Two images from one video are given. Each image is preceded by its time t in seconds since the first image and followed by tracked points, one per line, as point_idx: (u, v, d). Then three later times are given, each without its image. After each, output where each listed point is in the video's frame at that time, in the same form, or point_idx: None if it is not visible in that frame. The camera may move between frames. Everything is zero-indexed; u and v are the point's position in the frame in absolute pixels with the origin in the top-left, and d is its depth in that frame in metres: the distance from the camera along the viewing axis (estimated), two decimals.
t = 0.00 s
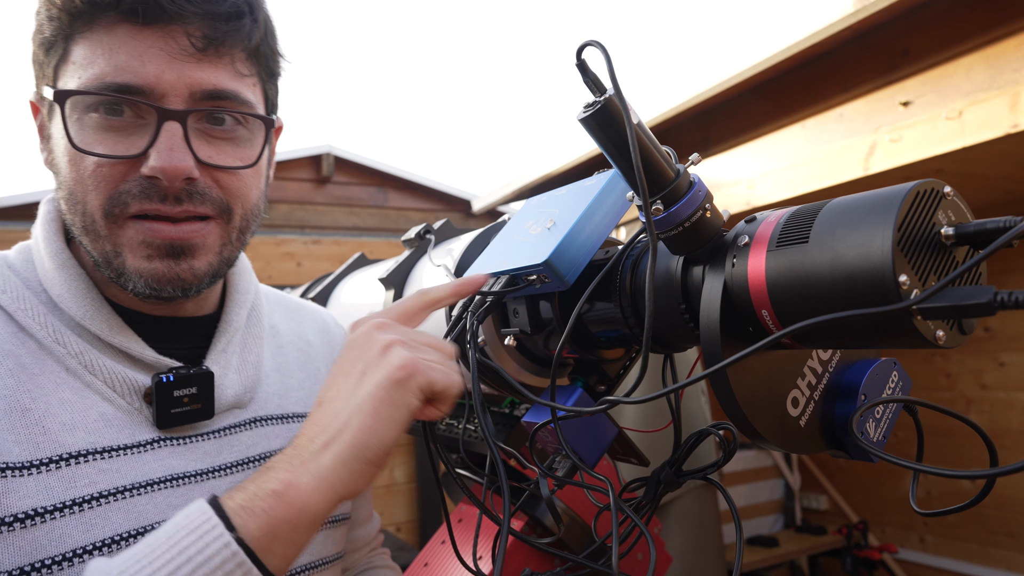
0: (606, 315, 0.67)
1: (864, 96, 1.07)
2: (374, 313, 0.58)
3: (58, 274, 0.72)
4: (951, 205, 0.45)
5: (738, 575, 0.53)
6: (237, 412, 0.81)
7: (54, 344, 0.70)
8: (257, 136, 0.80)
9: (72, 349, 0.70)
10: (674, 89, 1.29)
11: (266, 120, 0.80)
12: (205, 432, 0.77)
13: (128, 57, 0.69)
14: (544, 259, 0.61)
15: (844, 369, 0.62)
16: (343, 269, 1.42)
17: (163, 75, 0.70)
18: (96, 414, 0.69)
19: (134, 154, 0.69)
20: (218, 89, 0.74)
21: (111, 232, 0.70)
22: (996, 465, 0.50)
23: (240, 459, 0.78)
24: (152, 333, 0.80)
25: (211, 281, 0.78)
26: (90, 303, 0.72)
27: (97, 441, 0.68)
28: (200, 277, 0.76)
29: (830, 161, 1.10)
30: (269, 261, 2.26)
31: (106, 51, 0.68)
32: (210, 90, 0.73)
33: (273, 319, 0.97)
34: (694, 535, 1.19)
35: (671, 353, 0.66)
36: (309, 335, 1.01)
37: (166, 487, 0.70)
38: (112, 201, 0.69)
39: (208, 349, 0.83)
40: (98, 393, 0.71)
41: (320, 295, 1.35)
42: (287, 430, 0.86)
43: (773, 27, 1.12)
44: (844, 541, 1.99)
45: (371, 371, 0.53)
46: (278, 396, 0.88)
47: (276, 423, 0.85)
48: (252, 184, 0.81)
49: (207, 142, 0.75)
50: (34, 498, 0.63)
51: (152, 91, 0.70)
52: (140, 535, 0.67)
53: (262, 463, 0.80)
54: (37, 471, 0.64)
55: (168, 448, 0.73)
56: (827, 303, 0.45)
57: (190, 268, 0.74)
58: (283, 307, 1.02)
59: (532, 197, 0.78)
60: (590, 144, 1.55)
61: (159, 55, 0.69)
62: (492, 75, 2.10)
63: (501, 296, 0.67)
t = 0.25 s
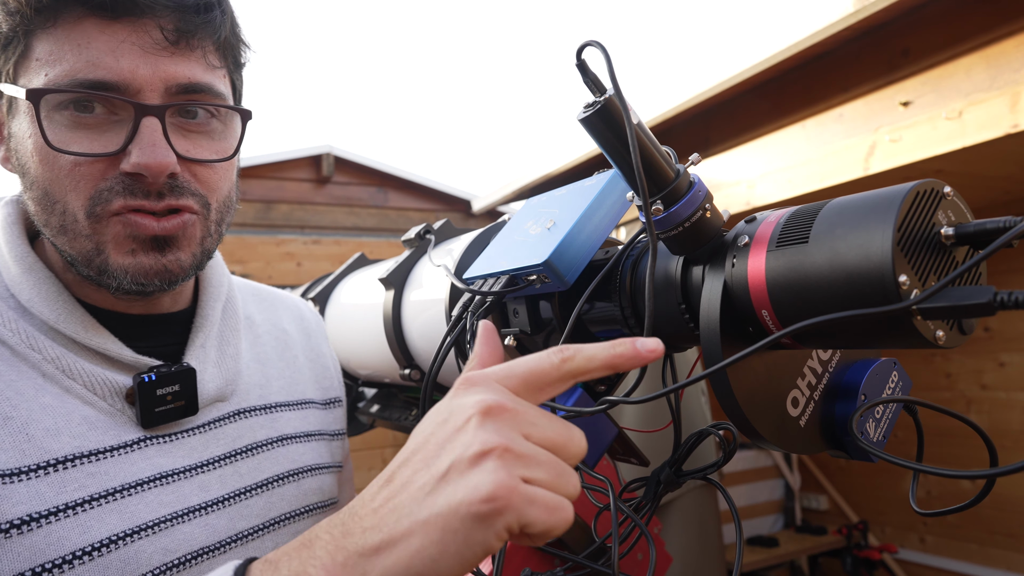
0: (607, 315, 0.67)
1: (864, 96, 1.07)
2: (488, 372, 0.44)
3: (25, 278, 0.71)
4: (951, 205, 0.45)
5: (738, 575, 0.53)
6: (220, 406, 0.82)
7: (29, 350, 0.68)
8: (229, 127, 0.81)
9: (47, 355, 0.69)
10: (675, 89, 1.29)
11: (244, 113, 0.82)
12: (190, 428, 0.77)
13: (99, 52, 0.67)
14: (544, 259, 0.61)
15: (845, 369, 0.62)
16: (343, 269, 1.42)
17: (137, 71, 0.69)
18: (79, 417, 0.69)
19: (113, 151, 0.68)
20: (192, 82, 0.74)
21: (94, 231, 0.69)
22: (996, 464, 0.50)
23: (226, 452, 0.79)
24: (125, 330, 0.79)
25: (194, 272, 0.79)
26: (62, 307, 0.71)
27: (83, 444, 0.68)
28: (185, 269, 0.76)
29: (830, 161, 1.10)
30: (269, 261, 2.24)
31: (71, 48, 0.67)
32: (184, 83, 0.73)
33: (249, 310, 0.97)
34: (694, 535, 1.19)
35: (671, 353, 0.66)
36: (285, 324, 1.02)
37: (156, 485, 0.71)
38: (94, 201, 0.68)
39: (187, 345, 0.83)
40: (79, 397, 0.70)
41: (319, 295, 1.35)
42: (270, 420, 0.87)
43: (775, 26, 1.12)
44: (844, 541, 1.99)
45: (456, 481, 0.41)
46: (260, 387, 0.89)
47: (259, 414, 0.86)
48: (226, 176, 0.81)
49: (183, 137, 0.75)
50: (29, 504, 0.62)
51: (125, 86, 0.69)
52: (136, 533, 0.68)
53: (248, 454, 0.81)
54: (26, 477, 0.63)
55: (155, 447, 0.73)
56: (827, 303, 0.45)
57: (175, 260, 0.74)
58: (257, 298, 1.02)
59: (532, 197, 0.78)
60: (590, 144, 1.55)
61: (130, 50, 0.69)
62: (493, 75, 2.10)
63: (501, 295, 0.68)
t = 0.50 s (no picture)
0: (607, 314, 0.67)
1: (864, 96, 1.07)
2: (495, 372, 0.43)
3: None
4: (951, 205, 0.45)
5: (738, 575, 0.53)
6: (205, 404, 0.81)
7: (6, 357, 0.66)
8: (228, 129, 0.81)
9: (27, 360, 0.66)
10: (675, 89, 1.29)
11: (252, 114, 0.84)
12: (176, 428, 0.77)
13: (133, 64, 0.65)
14: (544, 259, 0.61)
15: (844, 368, 0.62)
16: (343, 269, 1.42)
17: (174, 82, 0.68)
18: (62, 421, 0.67)
19: (153, 163, 0.67)
20: (218, 89, 0.74)
21: (126, 241, 0.69)
22: (997, 464, 0.50)
23: (213, 450, 0.79)
24: (106, 333, 0.77)
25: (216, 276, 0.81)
26: (39, 309, 0.69)
27: (68, 450, 0.66)
28: (211, 273, 0.79)
29: (830, 161, 1.10)
30: (269, 261, 2.26)
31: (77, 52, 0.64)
32: (212, 91, 0.73)
33: (228, 306, 0.97)
34: (694, 535, 1.19)
35: (671, 353, 0.66)
36: (265, 318, 1.01)
37: (145, 486, 0.70)
38: (132, 209, 0.68)
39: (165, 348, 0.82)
40: (61, 402, 0.68)
41: (320, 295, 1.35)
42: (256, 417, 0.87)
43: (775, 27, 1.12)
44: (844, 541, 1.99)
45: (467, 473, 0.40)
46: (243, 383, 0.88)
47: (244, 411, 0.85)
48: (232, 177, 0.81)
49: (208, 142, 0.74)
50: (16, 513, 0.61)
51: (162, 96, 0.67)
52: (127, 537, 0.67)
53: (235, 451, 0.81)
54: (13, 486, 0.62)
55: (142, 448, 0.72)
56: (827, 303, 0.45)
57: (206, 267, 0.77)
58: (235, 293, 1.01)
59: (532, 197, 0.78)
60: (590, 144, 1.55)
61: (163, 60, 0.67)
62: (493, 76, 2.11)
63: (501, 295, 0.68)
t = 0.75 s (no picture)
0: (606, 314, 0.67)
1: (864, 96, 1.07)
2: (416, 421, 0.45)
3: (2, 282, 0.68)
4: (951, 205, 0.45)
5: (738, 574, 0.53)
6: (210, 403, 0.81)
7: (18, 361, 0.65)
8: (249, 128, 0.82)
9: (39, 364, 0.66)
10: (674, 89, 1.29)
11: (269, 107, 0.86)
12: (186, 428, 0.76)
13: (186, 65, 0.67)
14: (544, 259, 0.61)
15: (845, 368, 0.62)
16: (343, 269, 1.42)
17: (217, 81, 0.69)
18: (73, 432, 0.66)
19: (198, 160, 0.68)
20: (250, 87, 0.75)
21: (168, 237, 0.70)
22: (997, 465, 0.50)
23: (223, 448, 0.79)
24: (115, 332, 0.77)
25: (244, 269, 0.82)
26: (48, 312, 0.69)
27: (82, 462, 0.65)
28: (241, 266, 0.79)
29: (831, 161, 1.09)
30: (269, 261, 2.31)
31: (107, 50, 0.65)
32: (245, 89, 0.74)
33: (221, 303, 0.96)
34: (693, 535, 1.19)
35: (670, 353, 0.66)
36: (255, 314, 1.01)
37: (161, 491, 0.70)
38: (176, 207, 0.69)
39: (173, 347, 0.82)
40: (73, 407, 0.67)
41: (320, 295, 1.35)
42: (259, 414, 0.87)
43: (775, 27, 1.12)
44: (844, 541, 1.99)
45: None
46: (244, 381, 0.88)
47: (246, 409, 0.85)
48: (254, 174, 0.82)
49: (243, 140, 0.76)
50: (34, 538, 0.61)
51: (207, 96, 0.68)
52: (150, 543, 0.68)
53: (244, 449, 0.81)
54: (31, 509, 0.61)
55: (155, 452, 0.72)
56: (827, 303, 0.45)
57: (239, 258, 0.77)
58: (224, 289, 1.01)
59: (532, 197, 0.78)
60: (590, 144, 1.55)
61: (205, 58, 0.69)
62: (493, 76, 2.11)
63: (500, 296, 0.68)
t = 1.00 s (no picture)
0: (606, 314, 0.67)
1: (863, 97, 1.07)
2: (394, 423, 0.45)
3: None
4: (951, 205, 0.45)
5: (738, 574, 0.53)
6: (211, 404, 0.81)
7: (17, 366, 0.63)
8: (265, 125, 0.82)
9: (40, 371, 0.64)
10: (674, 89, 1.30)
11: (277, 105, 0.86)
12: (188, 432, 0.76)
13: (212, 65, 0.67)
14: (543, 259, 0.61)
15: (844, 369, 0.62)
16: (343, 269, 1.42)
17: (240, 80, 0.69)
18: (68, 444, 0.65)
19: (221, 163, 0.68)
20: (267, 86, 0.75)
21: (192, 242, 0.71)
22: (996, 465, 0.50)
23: (225, 452, 0.79)
24: (115, 334, 0.77)
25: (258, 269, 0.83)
26: (47, 317, 0.67)
27: (76, 478, 0.64)
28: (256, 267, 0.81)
29: (831, 161, 1.09)
30: (269, 261, 2.31)
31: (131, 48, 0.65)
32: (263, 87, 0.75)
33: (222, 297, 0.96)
34: (692, 534, 1.19)
35: (670, 353, 0.66)
36: (257, 309, 1.01)
37: (161, 501, 0.70)
38: (200, 211, 0.69)
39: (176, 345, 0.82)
40: (70, 415, 0.66)
41: (320, 295, 1.35)
42: (259, 415, 0.87)
43: (775, 27, 1.13)
44: (844, 541, 1.99)
45: None
46: (243, 379, 0.88)
47: (248, 409, 0.86)
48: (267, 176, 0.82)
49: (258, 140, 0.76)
50: (20, 563, 0.59)
51: (231, 96, 0.68)
52: (150, 557, 0.67)
53: (246, 452, 0.82)
54: (18, 532, 0.59)
55: (155, 460, 0.71)
56: (827, 303, 0.45)
57: (253, 260, 0.79)
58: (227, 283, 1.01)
59: (532, 197, 0.78)
60: (590, 144, 1.55)
61: (229, 57, 0.69)
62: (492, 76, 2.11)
63: (500, 296, 0.67)
